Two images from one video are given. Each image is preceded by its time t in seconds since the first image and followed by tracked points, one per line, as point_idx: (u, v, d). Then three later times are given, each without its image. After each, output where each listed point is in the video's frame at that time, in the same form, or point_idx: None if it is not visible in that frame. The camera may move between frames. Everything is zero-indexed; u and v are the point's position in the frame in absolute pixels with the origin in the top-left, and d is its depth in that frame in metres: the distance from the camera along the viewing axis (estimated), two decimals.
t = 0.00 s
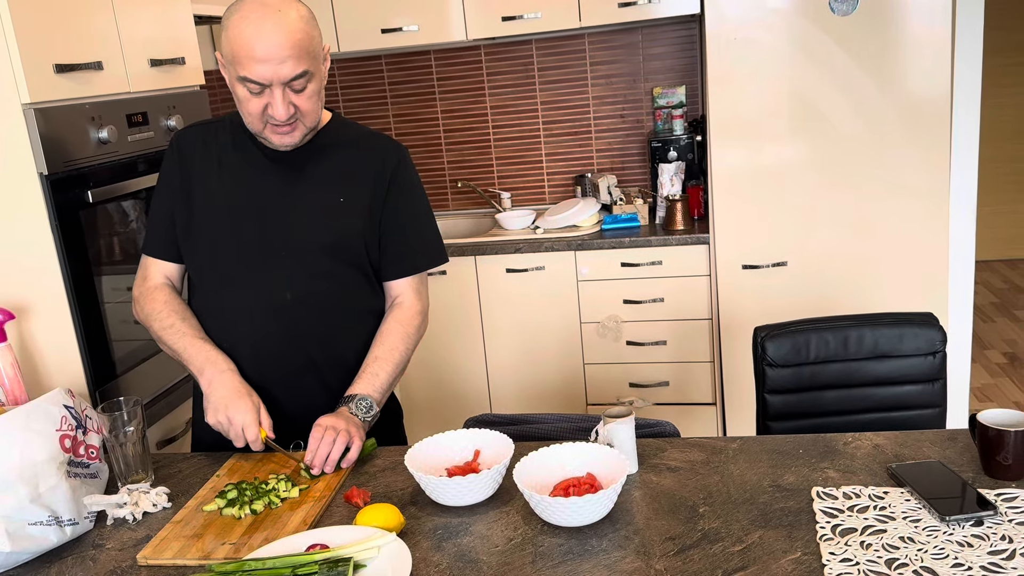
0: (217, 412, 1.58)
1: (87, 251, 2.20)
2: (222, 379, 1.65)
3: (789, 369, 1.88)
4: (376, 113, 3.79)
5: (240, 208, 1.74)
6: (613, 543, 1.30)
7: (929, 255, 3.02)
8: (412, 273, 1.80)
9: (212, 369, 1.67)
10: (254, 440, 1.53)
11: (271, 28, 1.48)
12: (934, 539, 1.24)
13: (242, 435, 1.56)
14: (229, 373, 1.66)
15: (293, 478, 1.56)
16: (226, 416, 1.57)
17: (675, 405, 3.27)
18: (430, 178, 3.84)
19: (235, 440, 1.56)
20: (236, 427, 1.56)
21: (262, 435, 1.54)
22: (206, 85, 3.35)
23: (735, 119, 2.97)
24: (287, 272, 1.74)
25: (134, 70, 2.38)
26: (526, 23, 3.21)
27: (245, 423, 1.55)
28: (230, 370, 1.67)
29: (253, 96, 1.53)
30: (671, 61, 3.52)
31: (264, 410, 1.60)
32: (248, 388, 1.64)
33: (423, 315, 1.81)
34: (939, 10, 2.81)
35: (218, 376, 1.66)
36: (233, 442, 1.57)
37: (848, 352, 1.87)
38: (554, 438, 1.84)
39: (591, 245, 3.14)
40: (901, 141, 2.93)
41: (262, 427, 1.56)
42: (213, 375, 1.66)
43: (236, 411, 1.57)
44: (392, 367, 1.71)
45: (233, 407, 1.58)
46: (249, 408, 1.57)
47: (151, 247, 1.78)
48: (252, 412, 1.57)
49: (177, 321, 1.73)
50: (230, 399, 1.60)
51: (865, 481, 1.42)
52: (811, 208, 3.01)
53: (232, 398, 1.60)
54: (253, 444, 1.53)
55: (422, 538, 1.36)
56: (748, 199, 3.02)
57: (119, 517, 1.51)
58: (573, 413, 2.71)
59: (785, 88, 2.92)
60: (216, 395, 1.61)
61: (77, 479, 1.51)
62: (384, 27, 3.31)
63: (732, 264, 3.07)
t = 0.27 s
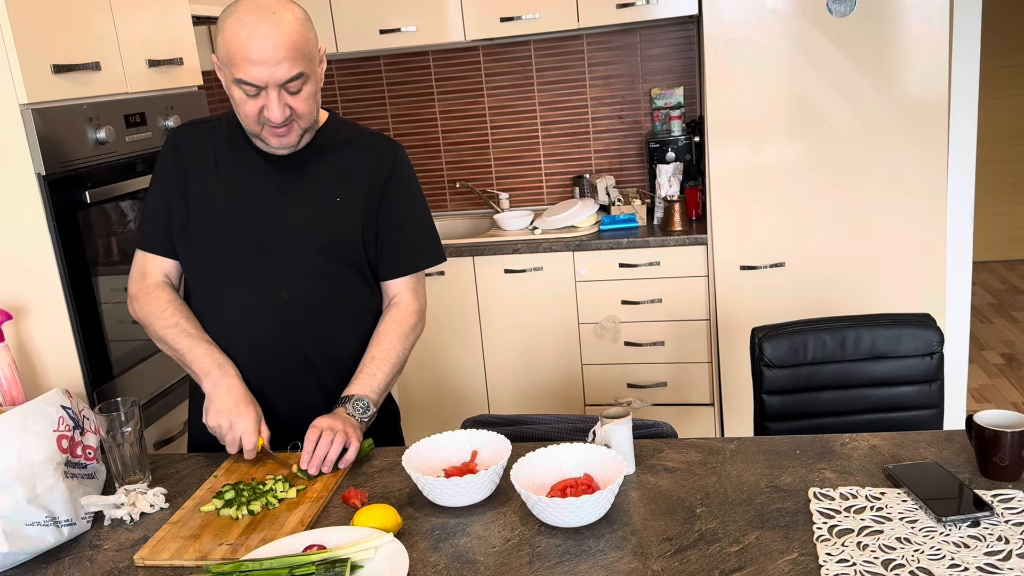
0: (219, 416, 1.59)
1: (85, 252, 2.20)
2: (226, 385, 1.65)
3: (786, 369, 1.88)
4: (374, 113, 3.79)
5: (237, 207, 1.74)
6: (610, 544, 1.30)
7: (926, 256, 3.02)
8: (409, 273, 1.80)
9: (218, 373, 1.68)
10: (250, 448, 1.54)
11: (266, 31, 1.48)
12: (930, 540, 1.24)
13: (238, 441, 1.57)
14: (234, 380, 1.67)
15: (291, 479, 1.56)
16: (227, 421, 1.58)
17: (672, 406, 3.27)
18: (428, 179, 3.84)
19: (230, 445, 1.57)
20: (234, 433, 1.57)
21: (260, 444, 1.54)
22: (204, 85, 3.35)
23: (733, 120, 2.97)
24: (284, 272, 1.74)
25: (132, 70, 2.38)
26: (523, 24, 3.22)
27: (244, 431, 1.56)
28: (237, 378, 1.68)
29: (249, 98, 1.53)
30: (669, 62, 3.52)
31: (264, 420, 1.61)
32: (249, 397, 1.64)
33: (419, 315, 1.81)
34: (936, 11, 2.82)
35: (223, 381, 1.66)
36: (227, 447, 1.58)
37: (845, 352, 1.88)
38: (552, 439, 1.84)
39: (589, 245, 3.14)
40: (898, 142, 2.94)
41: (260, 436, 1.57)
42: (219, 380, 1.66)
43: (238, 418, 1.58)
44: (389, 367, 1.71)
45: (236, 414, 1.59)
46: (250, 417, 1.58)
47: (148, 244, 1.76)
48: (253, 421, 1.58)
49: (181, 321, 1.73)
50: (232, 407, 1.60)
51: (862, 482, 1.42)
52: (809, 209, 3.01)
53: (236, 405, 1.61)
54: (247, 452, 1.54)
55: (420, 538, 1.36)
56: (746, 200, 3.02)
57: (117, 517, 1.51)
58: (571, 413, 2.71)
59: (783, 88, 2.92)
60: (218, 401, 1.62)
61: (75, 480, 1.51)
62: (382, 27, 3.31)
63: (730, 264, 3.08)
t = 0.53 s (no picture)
0: (209, 416, 1.59)
1: (84, 253, 2.20)
2: (216, 385, 1.65)
3: (785, 370, 1.88)
4: (373, 115, 3.80)
5: (236, 208, 1.74)
6: (608, 545, 1.30)
7: (925, 257, 3.02)
8: (409, 274, 1.80)
9: (207, 373, 1.67)
10: (241, 448, 1.53)
11: (266, 33, 1.47)
12: (928, 542, 1.24)
13: (230, 440, 1.56)
14: (223, 378, 1.67)
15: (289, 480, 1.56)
16: (217, 420, 1.58)
17: (671, 407, 3.27)
18: (427, 180, 3.85)
19: (223, 445, 1.57)
20: (225, 432, 1.56)
21: (250, 443, 1.54)
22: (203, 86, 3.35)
23: (732, 122, 2.97)
24: (284, 274, 1.74)
25: (131, 71, 2.38)
26: (523, 26, 3.22)
27: (235, 430, 1.55)
28: (226, 377, 1.68)
29: (248, 100, 1.53)
30: (668, 64, 3.52)
31: (255, 418, 1.60)
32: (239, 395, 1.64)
33: (418, 316, 1.81)
34: (935, 13, 2.82)
35: (213, 382, 1.66)
36: (218, 446, 1.58)
37: (844, 354, 1.88)
38: (551, 440, 1.84)
39: (588, 247, 3.15)
40: (897, 143, 2.94)
41: (252, 435, 1.56)
42: (208, 381, 1.66)
43: (228, 417, 1.57)
44: (386, 365, 1.71)
45: (225, 413, 1.58)
46: (240, 415, 1.58)
47: (144, 247, 1.78)
48: (243, 419, 1.57)
49: (171, 323, 1.73)
50: (222, 405, 1.60)
51: (860, 483, 1.43)
52: (808, 211, 3.01)
53: (225, 404, 1.60)
54: (240, 452, 1.53)
55: (418, 539, 1.36)
56: (744, 201, 3.02)
57: (115, 518, 1.51)
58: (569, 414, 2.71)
59: (782, 90, 2.93)
60: (208, 400, 1.62)
61: (73, 480, 1.51)
62: (382, 29, 3.31)
63: (729, 266, 3.08)
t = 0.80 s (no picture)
0: (207, 416, 1.59)
1: (85, 254, 2.20)
2: (212, 386, 1.65)
3: (784, 372, 1.88)
4: (373, 116, 3.80)
5: (236, 211, 1.75)
6: (608, 546, 1.31)
7: (924, 259, 3.03)
8: (408, 277, 1.81)
9: (204, 374, 1.67)
10: (241, 445, 1.54)
11: (266, 36, 1.48)
12: (927, 543, 1.25)
13: (230, 439, 1.56)
14: (220, 379, 1.67)
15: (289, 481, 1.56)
16: (214, 419, 1.58)
17: (671, 409, 3.27)
18: (427, 181, 3.85)
19: (223, 443, 1.57)
20: (224, 431, 1.56)
21: (250, 440, 1.55)
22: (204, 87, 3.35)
23: (731, 124, 2.98)
24: (283, 276, 1.75)
25: (132, 72, 2.38)
26: (523, 27, 3.22)
27: (234, 427, 1.55)
28: (224, 377, 1.68)
29: (247, 103, 1.54)
30: (668, 66, 3.53)
31: (252, 414, 1.61)
32: (237, 394, 1.64)
33: (417, 318, 1.82)
34: (934, 16, 2.83)
35: (209, 382, 1.66)
36: (220, 445, 1.58)
37: (843, 355, 1.88)
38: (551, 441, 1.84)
39: (588, 248, 3.15)
40: (897, 145, 2.94)
41: (250, 431, 1.56)
42: (205, 381, 1.66)
43: (225, 415, 1.58)
44: (388, 367, 1.72)
45: (223, 412, 1.58)
46: (238, 413, 1.58)
47: (145, 249, 1.78)
48: (240, 416, 1.57)
49: (171, 325, 1.74)
50: (219, 404, 1.60)
51: (859, 485, 1.43)
52: (807, 212, 3.02)
53: (223, 403, 1.60)
54: (241, 448, 1.54)
55: (418, 540, 1.37)
56: (744, 203, 3.03)
57: (115, 519, 1.51)
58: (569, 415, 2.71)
59: (782, 92, 2.93)
60: (206, 399, 1.62)
61: (74, 481, 1.52)
62: (382, 30, 3.32)
63: (728, 267, 3.08)
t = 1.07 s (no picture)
0: (211, 418, 1.59)
1: (86, 255, 2.21)
2: (215, 386, 1.65)
3: (785, 374, 1.88)
4: (374, 118, 3.80)
5: (236, 213, 1.75)
6: (608, 548, 1.31)
7: (925, 261, 3.03)
8: (409, 278, 1.81)
9: (207, 374, 1.67)
10: (247, 447, 1.54)
11: (263, 38, 1.48)
12: (928, 545, 1.24)
13: (235, 441, 1.56)
14: (224, 379, 1.67)
15: (290, 482, 1.56)
16: (218, 421, 1.58)
17: (671, 410, 3.27)
18: (427, 183, 3.85)
19: (228, 446, 1.57)
20: (229, 433, 1.56)
21: (255, 442, 1.54)
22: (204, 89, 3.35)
23: (732, 126, 2.98)
24: (283, 278, 1.75)
25: (133, 73, 2.38)
26: (524, 29, 3.22)
27: (238, 430, 1.55)
28: (225, 377, 1.68)
29: (246, 105, 1.54)
30: (668, 67, 3.53)
31: (257, 415, 1.61)
32: (242, 395, 1.64)
33: (419, 320, 1.82)
34: (935, 19, 2.83)
35: (213, 382, 1.66)
36: (224, 447, 1.58)
37: (844, 357, 1.88)
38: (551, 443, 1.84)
39: (589, 249, 3.16)
40: (896, 148, 2.95)
41: (255, 433, 1.56)
42: (208, 382, 1.66)
43: (229, 417, 1.57)
44: (389, 369, 1.72)
45: (226, 412, 1.58)
46: (242, 415, 1.58)
47: (146, 251, 1.78)
48: (245, 419, 1.57)
49: (173, 326, 1.74)
50: (223, 405, 1.60)
51: (859, 487, 1.43)
52: (808, 214, 3.02)
53: (226, 403, 1.60)
54: (246, 451, 1.54)
55: (419, 542, 1.37)
56: (745, 205, 3.03)
57: (116, 520, 1.51)
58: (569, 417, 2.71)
59: (782, 94, 2.93)
60: (210, 400, 1.62)
61: (75, 482, 1.52)
62: (383, 32, 3.32)
63: (729, 269, 3.08)
